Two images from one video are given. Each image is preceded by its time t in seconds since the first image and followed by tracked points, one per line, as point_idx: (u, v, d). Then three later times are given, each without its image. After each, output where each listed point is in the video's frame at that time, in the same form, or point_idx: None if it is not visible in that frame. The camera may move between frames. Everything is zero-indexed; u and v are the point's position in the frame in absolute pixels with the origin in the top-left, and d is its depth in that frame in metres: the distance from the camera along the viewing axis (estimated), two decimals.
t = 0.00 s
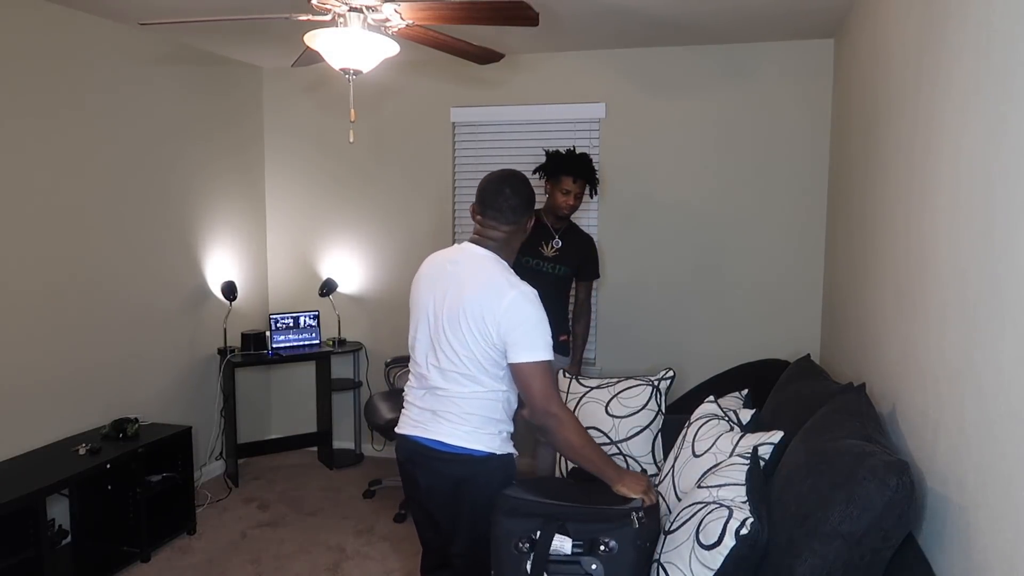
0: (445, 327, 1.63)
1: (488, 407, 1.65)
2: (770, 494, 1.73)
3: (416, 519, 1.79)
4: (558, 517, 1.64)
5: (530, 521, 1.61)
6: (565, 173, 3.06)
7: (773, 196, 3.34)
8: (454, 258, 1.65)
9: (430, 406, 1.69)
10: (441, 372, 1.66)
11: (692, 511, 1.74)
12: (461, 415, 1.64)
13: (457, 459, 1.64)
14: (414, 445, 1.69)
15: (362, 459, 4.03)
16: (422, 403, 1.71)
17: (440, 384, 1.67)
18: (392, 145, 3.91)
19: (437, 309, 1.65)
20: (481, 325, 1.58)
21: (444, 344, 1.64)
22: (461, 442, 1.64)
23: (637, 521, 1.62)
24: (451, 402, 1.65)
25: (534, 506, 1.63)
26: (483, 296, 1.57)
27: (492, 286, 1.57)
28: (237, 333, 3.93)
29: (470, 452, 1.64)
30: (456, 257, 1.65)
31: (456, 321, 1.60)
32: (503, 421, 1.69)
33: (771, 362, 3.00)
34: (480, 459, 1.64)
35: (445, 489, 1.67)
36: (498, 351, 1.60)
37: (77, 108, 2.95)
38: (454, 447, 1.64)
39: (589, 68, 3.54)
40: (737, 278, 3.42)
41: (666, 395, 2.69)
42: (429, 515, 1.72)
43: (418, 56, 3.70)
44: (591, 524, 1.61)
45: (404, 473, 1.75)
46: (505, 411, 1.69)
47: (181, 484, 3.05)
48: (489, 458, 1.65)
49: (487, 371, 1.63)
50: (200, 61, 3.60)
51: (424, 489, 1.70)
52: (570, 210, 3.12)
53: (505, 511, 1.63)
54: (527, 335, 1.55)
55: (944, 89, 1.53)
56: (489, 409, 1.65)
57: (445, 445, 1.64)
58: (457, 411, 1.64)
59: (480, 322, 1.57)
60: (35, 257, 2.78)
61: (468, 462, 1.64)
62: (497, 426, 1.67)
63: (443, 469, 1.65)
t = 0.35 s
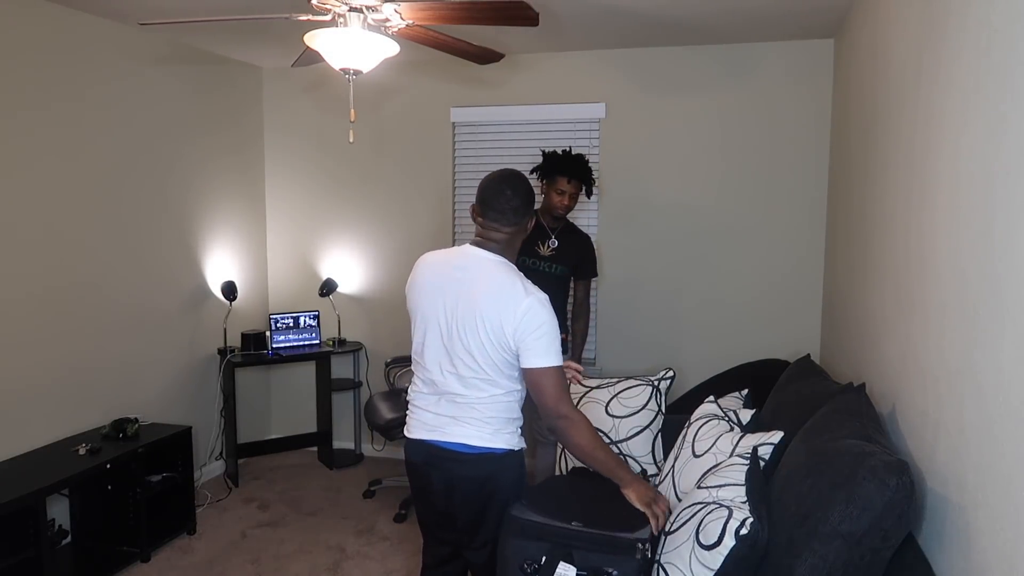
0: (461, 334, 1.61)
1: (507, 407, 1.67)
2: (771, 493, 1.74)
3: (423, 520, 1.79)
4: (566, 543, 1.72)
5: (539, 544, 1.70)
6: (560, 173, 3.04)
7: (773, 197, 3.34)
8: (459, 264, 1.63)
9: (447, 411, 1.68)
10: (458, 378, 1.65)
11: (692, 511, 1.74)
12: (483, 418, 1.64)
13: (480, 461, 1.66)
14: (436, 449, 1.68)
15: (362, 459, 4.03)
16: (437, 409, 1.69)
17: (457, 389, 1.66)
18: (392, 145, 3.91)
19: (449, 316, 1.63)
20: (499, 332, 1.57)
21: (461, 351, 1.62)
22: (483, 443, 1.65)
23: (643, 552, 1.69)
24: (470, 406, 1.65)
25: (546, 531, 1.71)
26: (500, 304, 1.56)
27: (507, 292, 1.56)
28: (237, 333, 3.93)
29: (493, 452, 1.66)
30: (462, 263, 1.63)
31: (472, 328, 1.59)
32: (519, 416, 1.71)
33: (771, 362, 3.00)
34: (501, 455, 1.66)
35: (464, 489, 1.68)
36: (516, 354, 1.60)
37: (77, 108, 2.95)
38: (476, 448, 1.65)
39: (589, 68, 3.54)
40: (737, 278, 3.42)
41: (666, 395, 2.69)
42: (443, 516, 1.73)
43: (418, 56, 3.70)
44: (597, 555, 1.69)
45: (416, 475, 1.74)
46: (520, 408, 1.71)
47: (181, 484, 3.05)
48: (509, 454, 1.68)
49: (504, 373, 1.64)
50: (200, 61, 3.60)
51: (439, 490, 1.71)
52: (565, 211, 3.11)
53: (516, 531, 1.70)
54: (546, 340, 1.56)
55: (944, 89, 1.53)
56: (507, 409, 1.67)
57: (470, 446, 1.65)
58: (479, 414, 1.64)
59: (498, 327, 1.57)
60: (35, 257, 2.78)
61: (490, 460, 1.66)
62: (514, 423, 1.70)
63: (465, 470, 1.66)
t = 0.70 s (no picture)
0: (444, 326, 1.63)
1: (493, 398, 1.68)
2: (771, 492, 1.74)
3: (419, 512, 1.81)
4: (559, 561, 2.02)
5: (533, 563, 2.02)
6: (539, 170, 3.14)
7: (773, 197, 3.34)
8: (445, 261, 1.65)
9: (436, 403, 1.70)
10: (445, 371, 1.67)
11: (692, 511, 1.75)
12: (471, 409, 1.66)
13: (468, 449, 1.67)
14: (425, 437, 1.70)
15: (362, 459, 4.03)
16: (426, 400, 1.72)
17: (445, 382, 1.68)
18: (392, 145, 3.91)
19: (433, 309, 1.65)
20: (479, 326, 1.58)
21: (445, 344, 1.64)
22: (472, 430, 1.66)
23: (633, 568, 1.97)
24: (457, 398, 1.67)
25: (538, 552, 2.01)
26: (479, 298, 1.58)
27: (484, 286, 1.58)
28: (237, 333, 3.93)
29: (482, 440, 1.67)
30: (447, 260, 1.64)
31: (454, 322, 1.61)
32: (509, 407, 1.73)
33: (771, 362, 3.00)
34: (490, 445, 1.68)
35: (456, 479, 1.69)
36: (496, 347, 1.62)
37: (77, 108, 2.95)
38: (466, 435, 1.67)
39: (589, 68, 3.54)
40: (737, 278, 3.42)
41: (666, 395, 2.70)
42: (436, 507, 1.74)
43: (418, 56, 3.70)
44: (588, 571, 2.00)
45: (409, 465, 1.76)
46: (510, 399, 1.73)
47: (181, 484, 3.05)
48: (498, 444, 1.69)
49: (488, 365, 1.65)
50: (200, 60, 3.60)
51: (433, 480, 1.72)
52: (547, 207, 3.18)
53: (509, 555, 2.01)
54: (524, 333, 1.57)
55: (944, 88, 1.53)
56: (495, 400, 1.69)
57: (458, 435, 1.67)
58: (467, 405, 1.67)
59: (477, 321, 1.58)
60: (35, 256, 2.78)
61: (479, 449, 1.68)
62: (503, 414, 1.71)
63: (455, 458, 1.68)
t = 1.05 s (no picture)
0: (412, 316, 1.75)
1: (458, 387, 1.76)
2: (771, 493, 1.74)
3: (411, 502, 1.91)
4: (558, 561, 2.02)
5: (533, 564, 2.02)
6: (515, 171, 3.09)
7: (773, 197, 3.34)
8: (417, 258, 1.79)
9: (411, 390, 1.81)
10: (416, 362, 1.78)
11: (693, 511, 1.75)
12: (437, 396, 1.75)
13: (432, 437, 1.76)
14: (398, 424, 1.81)
15: (362, 459, 4.03)
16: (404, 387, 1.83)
17: (417, 373, 1.78)
18: (393, 145, 3.91)
19: (405, 301, 1.78)
20: (438, 313, 1.69)
21: (413, 333, 1.76)
22: (434, 417, 1.75)
23: (632, 567, 1.97)
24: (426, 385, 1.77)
25: (536, 552, 2.01)
26: (437, 287, 1.69)
27: (443, 278, 1.70)
28: (237, 333, 3.93)
29: (444, 430, 1.75)
30: (418, 258, 1.78)
31: (419, 311, 1.73)
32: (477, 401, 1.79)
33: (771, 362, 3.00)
34: (453, 436, 1.75)
35: (426, 468, 1.78)
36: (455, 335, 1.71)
37: (77, 108, 2.95)
38: (429, 423, 1.76)
39: (589, 68, 3.54)
40: (737, 279, 3.42)
41: (666, 395, 2.70)
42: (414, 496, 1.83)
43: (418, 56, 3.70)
44: (589, 570, 1.99)
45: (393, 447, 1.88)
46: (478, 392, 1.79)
47: (181, 484, 3.05)
48: (462, 436, 1.76)
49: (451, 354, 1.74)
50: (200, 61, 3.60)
51: (408, 467, 1.82)
52: (524, 207, 3.14)
53: (508, 556, 2.01)
54: (476, 321, 1.67)
55: (944, 88, 1.53)
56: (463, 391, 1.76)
57: (424, 423, 1.76)
58: (434, 394, 1.76)
59: (435, 309, 1.70)
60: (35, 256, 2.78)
61: (442, 438, 1.76)
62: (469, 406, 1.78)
63: (420, 443, 1.77)
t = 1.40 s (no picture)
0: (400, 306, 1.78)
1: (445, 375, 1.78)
2: (771, 493, 1.74)
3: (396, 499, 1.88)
4: (558, 560, 2.02)
5: (533, 563, 2.04)
6: (504, 173, 3.10)
7: (773, 197, 3.34)
8: (405, 249, 1.82)
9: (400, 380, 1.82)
10: (405, 352, 1.79)
11: (692, 511, 1.75)
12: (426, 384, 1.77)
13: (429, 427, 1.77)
14: (389, 414, 1.81)
15: (362, 459, 4.03)
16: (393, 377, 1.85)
17: (407, 363, 1.80)
18: (393, 145, 3.91)
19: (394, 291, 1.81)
20: (423, 300, 1.72)
21: (401, 322, 1.78)
22: (428, 405, 1.77)
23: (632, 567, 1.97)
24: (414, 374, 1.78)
25: (536, 552, 2.03)
26: (422, 276, 1.72)
27: (428, 266, 1.73)
28: (237, 333, 3.93)
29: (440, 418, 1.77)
30: (405, 251, 1.81)
31: (405, 300, 1.76)
32: (468, 389, 1.82)
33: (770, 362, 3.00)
34: (447, 424, 1.78)
35: (420, 458, 1.78)
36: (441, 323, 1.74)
37: (78, 108, 2.95)
38: (424, 411, 1.77)
39: (590, 68, 3.54)
40: (737, 278, 3.42)
41: (666, 395, 2.69)
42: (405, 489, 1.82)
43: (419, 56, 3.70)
44: (588, 570, 2.00)
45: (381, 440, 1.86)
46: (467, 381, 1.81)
47: (180, 484, 3.05)
48: (456, 424, 1.79)
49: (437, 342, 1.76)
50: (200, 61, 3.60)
51: (399, 459, 1.81)
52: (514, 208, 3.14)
53: (508, 557, 2.06)
54: (461, 307, 1.69)
55: (944, 88, 1.53)
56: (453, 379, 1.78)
57: (417, 412, 1.78)
58: (425, 382, 1.78)
59: (421, 296, 1.72)
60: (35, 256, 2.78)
61: (438, 428, 1.77)
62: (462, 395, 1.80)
63: (416, 434, 1.77)
